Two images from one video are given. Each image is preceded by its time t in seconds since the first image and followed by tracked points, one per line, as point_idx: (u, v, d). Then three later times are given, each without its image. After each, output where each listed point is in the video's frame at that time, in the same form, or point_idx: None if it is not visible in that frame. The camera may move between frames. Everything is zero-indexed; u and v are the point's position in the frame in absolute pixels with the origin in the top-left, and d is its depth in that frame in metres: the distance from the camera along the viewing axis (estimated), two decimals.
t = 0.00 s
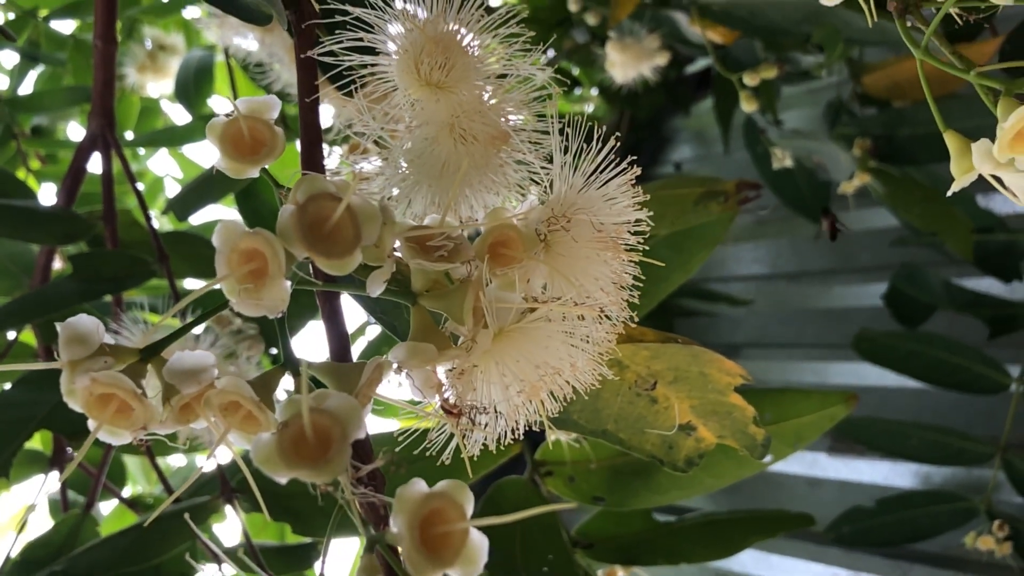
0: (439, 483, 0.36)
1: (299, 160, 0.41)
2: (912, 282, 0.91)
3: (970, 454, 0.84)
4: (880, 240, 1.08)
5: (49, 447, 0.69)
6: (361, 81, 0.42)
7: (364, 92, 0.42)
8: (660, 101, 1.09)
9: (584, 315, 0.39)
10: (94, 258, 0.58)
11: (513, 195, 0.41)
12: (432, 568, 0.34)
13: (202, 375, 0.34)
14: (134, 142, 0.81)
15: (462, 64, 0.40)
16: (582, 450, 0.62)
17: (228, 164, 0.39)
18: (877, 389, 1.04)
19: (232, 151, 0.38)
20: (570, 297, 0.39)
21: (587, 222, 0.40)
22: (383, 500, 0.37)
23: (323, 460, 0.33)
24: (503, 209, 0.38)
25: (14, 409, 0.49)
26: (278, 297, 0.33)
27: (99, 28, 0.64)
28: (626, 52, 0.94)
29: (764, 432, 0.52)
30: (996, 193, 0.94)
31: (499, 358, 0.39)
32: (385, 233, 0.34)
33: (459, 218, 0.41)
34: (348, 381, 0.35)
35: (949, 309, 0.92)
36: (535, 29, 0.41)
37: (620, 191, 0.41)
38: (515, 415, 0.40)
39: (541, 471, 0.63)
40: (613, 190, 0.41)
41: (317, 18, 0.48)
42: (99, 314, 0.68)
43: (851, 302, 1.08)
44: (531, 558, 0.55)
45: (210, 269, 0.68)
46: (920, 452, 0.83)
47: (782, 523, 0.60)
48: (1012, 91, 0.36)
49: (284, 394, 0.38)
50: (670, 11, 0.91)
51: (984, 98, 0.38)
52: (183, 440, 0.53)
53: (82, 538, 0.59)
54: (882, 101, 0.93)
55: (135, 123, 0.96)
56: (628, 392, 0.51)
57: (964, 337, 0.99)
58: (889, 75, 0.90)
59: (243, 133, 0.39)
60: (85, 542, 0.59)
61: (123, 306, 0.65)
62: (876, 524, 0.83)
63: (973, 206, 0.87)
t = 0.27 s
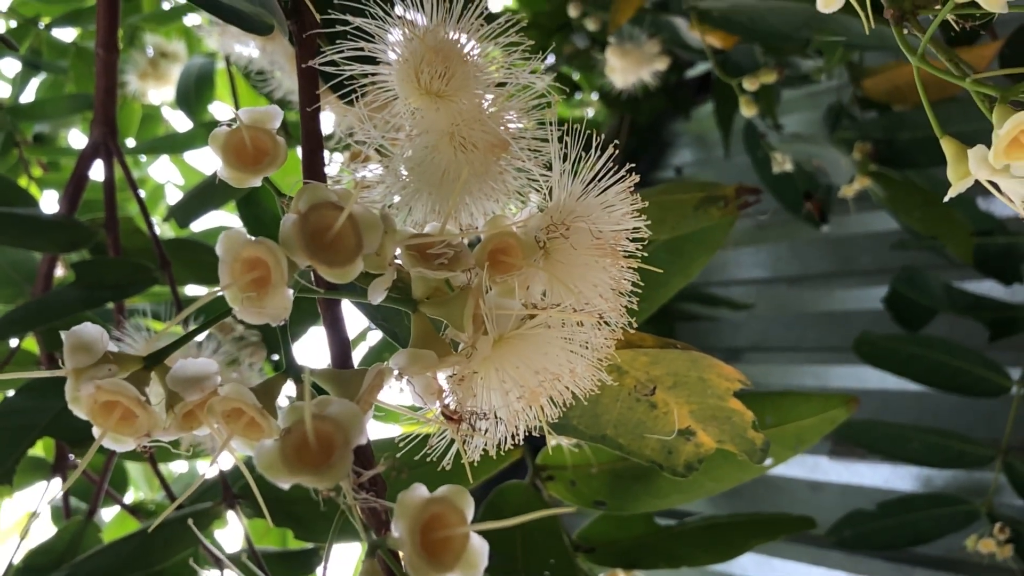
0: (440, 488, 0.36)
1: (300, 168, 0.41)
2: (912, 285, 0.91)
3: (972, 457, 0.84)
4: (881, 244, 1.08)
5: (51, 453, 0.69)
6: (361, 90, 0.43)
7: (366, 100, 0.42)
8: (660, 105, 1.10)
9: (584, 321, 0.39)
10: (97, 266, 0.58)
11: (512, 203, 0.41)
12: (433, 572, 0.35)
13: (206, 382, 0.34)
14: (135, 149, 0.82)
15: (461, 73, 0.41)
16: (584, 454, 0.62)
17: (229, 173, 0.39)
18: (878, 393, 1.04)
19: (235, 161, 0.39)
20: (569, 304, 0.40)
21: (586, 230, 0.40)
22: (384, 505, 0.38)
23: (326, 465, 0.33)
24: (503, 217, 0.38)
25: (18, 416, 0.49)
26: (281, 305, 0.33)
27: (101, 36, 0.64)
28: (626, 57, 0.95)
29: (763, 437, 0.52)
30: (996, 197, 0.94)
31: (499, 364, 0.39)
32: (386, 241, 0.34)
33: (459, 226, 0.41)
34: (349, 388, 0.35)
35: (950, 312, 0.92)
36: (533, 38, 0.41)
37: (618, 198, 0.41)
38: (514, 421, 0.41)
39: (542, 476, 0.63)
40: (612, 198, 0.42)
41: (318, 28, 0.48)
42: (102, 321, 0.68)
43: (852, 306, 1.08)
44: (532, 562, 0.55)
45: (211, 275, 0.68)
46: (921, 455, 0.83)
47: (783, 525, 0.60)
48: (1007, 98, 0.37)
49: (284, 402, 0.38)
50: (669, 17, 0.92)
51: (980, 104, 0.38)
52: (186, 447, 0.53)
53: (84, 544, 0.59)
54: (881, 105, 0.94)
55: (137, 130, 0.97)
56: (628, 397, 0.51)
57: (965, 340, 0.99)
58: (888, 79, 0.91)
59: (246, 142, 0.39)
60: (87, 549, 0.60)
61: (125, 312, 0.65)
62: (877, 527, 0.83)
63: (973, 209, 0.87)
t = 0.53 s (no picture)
0: (444, 484, 0.37)
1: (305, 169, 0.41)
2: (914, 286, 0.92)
3: (974, 457, 0.84)
4: (884, 244, 1.08)
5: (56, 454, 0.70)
6: (365, 92, 0.43)
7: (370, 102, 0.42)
8: (662, 106, 1.10)
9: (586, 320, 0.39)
10: (102, 267, 0.58)
11: (515, 204, 0.42)
12: (440, 568, 0.35)
13: (213, 380, 0.34)
14: (139, 151, 0.82)
15: (464, 75, 0.41)
16: (587, 455, 0.63)
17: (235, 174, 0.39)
18: (881, 394, 1.04)
19: (241, 162, 0.39)
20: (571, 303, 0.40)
21: (588, 230, 0.40)
22: (389, 501, 0.38)
23: (332, 461, 0.33)
24: (505, 217, 0.38)
25: (23, 416, 0.50)
26: (287, 304, 0.33)
27: (106, 38, 0.64)
28: (628, 59, 0.95)
29: (765, 436, 0.52)
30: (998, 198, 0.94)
31: (502, 363, 0.39)
32: (391, 240, 0.35)
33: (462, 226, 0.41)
34: (354, 386, 0.36)
35: (952, 313, 0.92)
36: (536, 40, 0.41)
37: (620, 199, 0.42)
38: (517, 419, 0.41)
39: (546, 476, 0.63)
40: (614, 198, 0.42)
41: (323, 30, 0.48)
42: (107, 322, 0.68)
43: (854, 307, 1.08)
44: (536, 562, 0.56)
45: (214, 276, 0.69)
46: (923, 456, 0.83)
47: (786, 524, 0.60)
48: (1006, 98, 0.37)
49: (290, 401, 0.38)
50: (671, 18, 0.92)
51: (980, 105, 0.39)
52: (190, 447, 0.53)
53: (89, 544, 0.60)
54: (883, 106, 0.94)
55: (141, 131, 0.97)
56: (630, 397, 0.51)
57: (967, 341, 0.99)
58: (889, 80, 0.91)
59: (252, 143, 0.39)
60: (92, 549, 0.60)
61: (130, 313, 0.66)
62: (880, 528, 0.83)
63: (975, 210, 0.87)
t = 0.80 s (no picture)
0: (448, 481, 0.37)
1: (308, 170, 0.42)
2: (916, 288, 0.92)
3: (976, 459, 0.84)
4: (885, 247, 1.08)
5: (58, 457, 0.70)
6: (368, 94, 0.43)
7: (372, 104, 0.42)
8: (663, 109, 1.10)
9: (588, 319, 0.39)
10: (104, 269, 0.58)
11: (518, 204, 0.42)
12: (444, 565, 0.35)
13: (217, 378, 0.35)
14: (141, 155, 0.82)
15: (467, 76, 0.41)
16: (590, 456, 0.63)
17: (240, 174, 0.39)
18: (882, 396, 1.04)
19: (245, 162, 0.39)
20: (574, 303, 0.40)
21: (591, 230, 0.41)
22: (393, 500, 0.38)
23: (336, 459, 0.33)
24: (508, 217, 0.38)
25: (25, 419, 0.50)
26: (291, 302, 0.34)
27: (109, 41, 0.64)
28: (629, 61, 0.95)
29: (766, 438, 0.52)
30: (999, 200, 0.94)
31: (505, 362, 0.39)
32: (395, 240, 0.35)
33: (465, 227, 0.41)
34: (358, 384, 0.36)
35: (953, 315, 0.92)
36: (538, 41, 0.41)
37: (622, 199, 0.42)
38: (520, 419, 0.41)
39: (549, 477, 0.63)
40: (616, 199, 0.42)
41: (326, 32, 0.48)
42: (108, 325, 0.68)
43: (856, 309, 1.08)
44: (539, 563, 0.56)
45: (215, 279, 0.69)
46: (926, 459, 0.83)
47: (787, 526, 0.59)
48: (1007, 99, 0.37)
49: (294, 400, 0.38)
50: (672, 21, 0.92)
51: (981, 106, 0.39)
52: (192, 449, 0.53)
53: (91, 547, 0.60)
54: (884, 108, 0.94)
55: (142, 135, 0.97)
56: (632, 398, 0.51)
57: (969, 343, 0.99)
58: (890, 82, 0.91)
59: (256, 144, 0.39)
60: (94, 552, 0.60)
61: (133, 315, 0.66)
62: (883, 530, 0.83)
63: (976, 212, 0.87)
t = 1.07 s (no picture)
0: (452, 478, 0.37)
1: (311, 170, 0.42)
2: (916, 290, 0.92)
3: (977, 462, 0.84)
4: (885, 249, 1.08)
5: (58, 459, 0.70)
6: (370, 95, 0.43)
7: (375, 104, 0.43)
8: (663, 112, 1.10)
9: (590, 318, 0.39)
10: (105, 271, 0.58)
11: (520, 204, 0.42)
12: (447, 561, 0.35)
13: (221, 377, 0.35)
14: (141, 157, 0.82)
15: (469, 77, 0.41)
16: (592, 458, 0.63)
17: (243, 173, 0.39)
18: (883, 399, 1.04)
19: (248, 161, 0.39)
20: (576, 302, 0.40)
21: (593, 230, 0.41)
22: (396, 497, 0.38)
23: (340, 455, 0.33)
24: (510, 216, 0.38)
25: (25, 421, 0.49)
26: (295, 301, 0.34)
27: (110, 43, 0.64)
28: (629, 64, 0.95)
29: (767, 438, 0.52)
30: (999, 203, 0.94)
31: (507, 361, 0.40)
32: (398, 238, 0.35)
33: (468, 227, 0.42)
34: (362, 382, 0.36)
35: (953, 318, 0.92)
36: (540, 42, 0.42)
37: (624, 199, 0.42)
38: (523, 417, 0.41)
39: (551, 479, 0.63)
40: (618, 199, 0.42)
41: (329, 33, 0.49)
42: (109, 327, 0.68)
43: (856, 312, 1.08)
44: (541, 563, 0.56)
45: (216, 281, 0.69)
46: (926, 461, 0.83)
47: (788, 528, 0.59)
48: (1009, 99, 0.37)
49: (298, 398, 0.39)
50: (672, 24, 0.93)
51: (983, 107, 0.39)
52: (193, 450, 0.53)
53: (91, 549, 0.60)
54: (883, 111, 0.94)
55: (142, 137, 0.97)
56: (634, 398, 0.51)
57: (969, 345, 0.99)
58: (890, 85, 0.91)
59: (259, 143, 0.39)
60: (94, 554, 0.60)
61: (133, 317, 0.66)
62: (884, 533, 0.83)
63: (976, 214, 0.87)
